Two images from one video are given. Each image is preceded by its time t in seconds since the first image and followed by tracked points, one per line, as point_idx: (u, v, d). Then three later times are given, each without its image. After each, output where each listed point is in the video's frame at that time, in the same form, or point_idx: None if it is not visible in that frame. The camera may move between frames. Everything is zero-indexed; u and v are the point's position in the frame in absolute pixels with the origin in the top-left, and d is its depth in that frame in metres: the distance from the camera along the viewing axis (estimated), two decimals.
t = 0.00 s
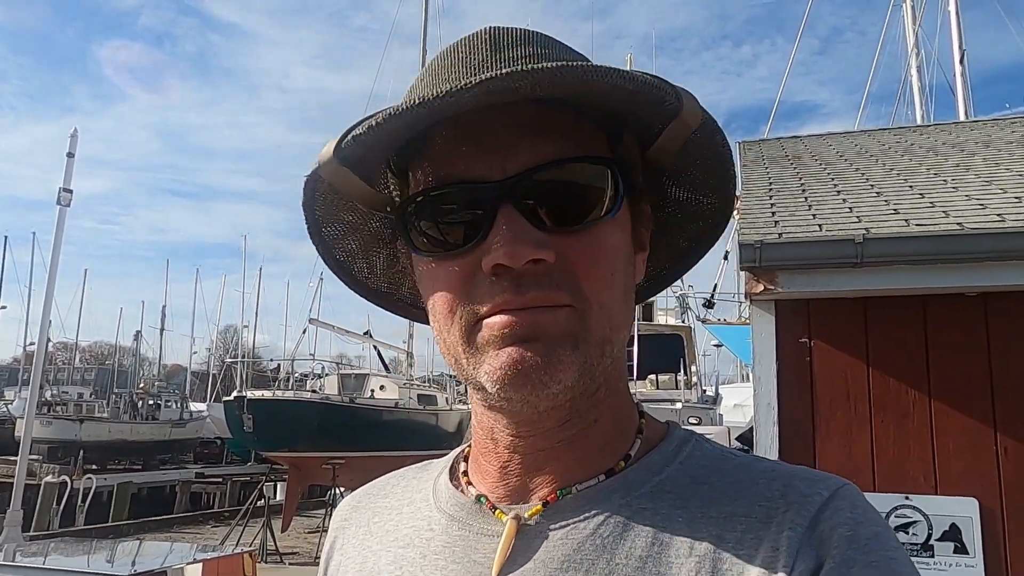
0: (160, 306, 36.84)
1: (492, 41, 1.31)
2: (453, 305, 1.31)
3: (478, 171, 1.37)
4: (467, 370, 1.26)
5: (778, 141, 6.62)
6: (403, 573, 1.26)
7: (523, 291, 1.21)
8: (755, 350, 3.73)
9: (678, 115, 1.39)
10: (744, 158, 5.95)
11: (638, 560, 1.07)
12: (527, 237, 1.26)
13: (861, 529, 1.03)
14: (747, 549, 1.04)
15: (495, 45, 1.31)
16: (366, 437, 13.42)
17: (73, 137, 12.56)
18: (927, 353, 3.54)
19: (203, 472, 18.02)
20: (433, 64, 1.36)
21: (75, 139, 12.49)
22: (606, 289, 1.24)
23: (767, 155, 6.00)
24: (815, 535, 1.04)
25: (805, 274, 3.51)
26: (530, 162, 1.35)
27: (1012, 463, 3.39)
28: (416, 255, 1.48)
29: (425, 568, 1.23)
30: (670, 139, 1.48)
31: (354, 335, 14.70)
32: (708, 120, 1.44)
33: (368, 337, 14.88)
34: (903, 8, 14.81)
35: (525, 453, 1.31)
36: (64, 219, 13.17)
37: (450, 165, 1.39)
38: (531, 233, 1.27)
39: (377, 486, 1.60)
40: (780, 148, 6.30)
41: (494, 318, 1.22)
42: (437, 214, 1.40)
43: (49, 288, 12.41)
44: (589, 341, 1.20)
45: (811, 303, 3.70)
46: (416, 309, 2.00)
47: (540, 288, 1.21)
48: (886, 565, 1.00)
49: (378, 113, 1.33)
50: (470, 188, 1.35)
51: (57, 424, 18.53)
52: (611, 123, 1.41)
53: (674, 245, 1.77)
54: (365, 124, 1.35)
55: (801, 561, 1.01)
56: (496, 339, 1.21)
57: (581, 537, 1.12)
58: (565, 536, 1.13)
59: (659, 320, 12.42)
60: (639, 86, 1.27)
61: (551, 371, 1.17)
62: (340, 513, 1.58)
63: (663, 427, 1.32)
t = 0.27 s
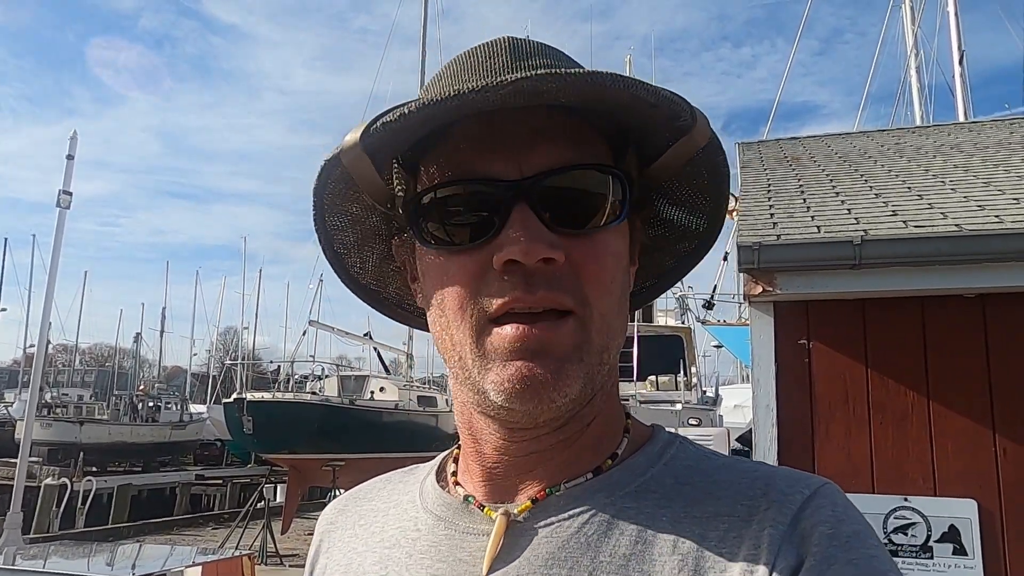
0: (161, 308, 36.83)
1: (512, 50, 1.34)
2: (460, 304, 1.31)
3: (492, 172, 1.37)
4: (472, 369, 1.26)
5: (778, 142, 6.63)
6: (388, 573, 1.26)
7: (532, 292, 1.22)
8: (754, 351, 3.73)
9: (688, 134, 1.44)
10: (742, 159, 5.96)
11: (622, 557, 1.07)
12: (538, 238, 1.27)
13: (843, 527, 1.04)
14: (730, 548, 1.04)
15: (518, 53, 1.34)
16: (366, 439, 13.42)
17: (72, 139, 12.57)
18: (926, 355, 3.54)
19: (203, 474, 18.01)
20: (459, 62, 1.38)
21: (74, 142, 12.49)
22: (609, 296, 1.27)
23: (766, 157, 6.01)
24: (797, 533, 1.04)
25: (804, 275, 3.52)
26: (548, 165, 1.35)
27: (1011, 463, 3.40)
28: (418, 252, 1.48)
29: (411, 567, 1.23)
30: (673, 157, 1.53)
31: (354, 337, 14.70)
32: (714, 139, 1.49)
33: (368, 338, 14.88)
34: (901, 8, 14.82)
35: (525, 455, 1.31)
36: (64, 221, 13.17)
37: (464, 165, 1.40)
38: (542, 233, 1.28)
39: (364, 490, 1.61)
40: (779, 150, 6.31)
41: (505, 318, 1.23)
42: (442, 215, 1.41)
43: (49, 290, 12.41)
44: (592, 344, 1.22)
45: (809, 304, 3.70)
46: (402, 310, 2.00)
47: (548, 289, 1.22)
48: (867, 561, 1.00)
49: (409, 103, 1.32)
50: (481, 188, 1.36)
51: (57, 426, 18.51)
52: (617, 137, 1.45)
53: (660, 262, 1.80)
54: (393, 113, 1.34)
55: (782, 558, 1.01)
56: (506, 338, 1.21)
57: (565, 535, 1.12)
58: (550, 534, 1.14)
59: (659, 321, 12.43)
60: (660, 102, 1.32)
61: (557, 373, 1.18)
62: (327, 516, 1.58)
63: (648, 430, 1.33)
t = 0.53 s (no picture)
0: (160, 309, 36.83)
1: (512, 59, 1.35)
2: (456, 307, 1.31)
3: (491, 177, 1.38)
4: (468, 372, 1.26)
5: (776, 143, 6.64)
6: (379, 572, 1.27)
7: (531, 295, 1.22)
8: (752, 352, 3.74)
9: (685, 143, 1.46)
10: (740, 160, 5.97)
11: (613, 556, 1.07)
12: (537, 242, 1.28)
13: (832, 525, 1.04)
14: (721, 547, 1.05)
15: (520, 61, 1.36)
16: (365, 440, 13.42)
17: (71, 141, 12.56)
18: (924, 356, 3.55)
19: (203, 476, 18.01)
20: (460, 68, 1.39)
21: (73, 143, 12.49)
22: (604, 301, 1.27)
23: (764, 158, 6.03)
24: (787, 532, 1.04)
25: (801, 277, 3.52)
26: (549, 170, 1.36)
27: (1009, 464, 3.40)
28: (416, 254, 1.47)
29: (402, 566, 1.24)
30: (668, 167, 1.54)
31: (353, 338, 14.70)
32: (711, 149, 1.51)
33: (367, 339, 14.88)
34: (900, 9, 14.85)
35: (519, 458, 1.30)
36: (63, 223, 13.16)
37: (462, 170, 1.40)
38: (540, 237, 1.28)
39: (355, 489, 1.61)
40: (778, 150, 6.33)
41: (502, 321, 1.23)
42: (440, 221, 1.41)
43: (49, 292, 12.40)
44: (588, 348, 1.23)
45: (807, 305, 3.71)
46: (395, 314, 2.00)
47: (545, 293, 1.22)
48: (856, 559, 1.00)
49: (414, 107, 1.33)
50: (479, 192, 1.36)
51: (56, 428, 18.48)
52: (614, 145, 1.46)
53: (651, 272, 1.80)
54: (398, 116, 1.34)
55: (772, 556, 1.02)
56: (503, 339, 1.21)
57: (557, 534, 1.13)
58: (541, 533, 1.14)
59: (658, 321, 12.45)
60: (658, 112, 1.34)
61: (554, 375, 1.19)
62: (317, 515, 1.59)
63: (640, 432, 1.33)
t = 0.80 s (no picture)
0: (160, 310, 36.82)
1: (522, 50, 1.39)
2: (457, 291, 1.30)
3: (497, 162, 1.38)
4: (470, 354, 1.25)
5: (774, 144, 6.65)
6: (372, 567, 1.27)
7: (535, 278, 1.23)
8: (750, 351, 3.75)
9: (687, 137, 1.49)
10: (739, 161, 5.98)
11: (605, 551, 1.07)
12: (541, 227, 1.28)
13: (824, 523, 1.05)
14: (714, 543, 1.05)
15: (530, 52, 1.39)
16: (364, 441, 13.42)
17: (70, 142, 12.57)
18: (921, 356, 3.55)
19: (202, 477, 18.01)
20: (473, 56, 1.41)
21: (72, 145, 12.49)
22: (604, 291, 1.28)
23: (762, 158, 6.03)
24: (780, 529, 1.05)
25: (799, 277, 3.52)
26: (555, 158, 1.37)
27: (1006, 463, 3.41)
28: (418, 242, 1.47)
29: (395, 560, 1.24)
30: (668, 165, 1.56)
31: (352, 339, 14.71)
32: (710, 146, 1.54)
33: (367, 340, 14.88)
34: (898, 9, 14.86)
35: (518, 445, 1.30)
36: (62, 224, 13.16)
37: (467, 156, 1.41)
38: (545, 221, 1.29)
39: (348, 486, 1.61)
40: (776, 151, 6.34)
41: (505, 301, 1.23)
42: (442, 211, 1.40)
43: (48, 293, 12.39)
44: (589, 334, 1.24)
45: (804, 305, 3.72)
46: (390, 316, 1.99)
47: (550, 277, 1.23)
48: (849, 557, 1.01)
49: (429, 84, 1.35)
50: (484, 180, 1.36)
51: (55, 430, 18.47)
52: (616, 138, 1.49)
53: (646, 279, 1.79)
54: (413, 93, 1.37)
55: (766, 552, 1.02)
56: (506, 319, 1.21)
57: (550, 529, 1.13)
58: (533, 528, 1.14)
59: (657, 322, 12.46)
60: (664, 101, 1.39)
61: (556, 355, 1.19)
62: (310, 512, 1.59)
63: (634, 430, 1.34)
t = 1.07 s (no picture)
0: (160, 312, 36.82)
1: (526, 65, 1.38)
2: (456, 300, 1.31)
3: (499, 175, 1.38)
4: (467, 361, 1.26)
5: (772, 145, 6.66)
6: None
7: (534, 289, 1.23)
8: (750, 353, 3.75)
9: (689, 153, 1.49)
10: (737, 162, 5.99)
11: (606, 562, 1.07)
12: (541, 237, 1.29)
13: (825, 534, 1.05)
14: (715, 553, 1.05)
15: (534, 67, 1.38)
16: (364, 443, 13.42)
17: (70, 144, 12.58)
18: (921, 358, 3.56)
19: (202, 479, 18.01)
20: (478, 70, 1.41)
21: (71, 147, 12.50)
22: (604, 303, 1.29)
23: (761, 160, 6.04)
24: (780, 539, 1.05)
25: (798, 279, 3.52)
26: (557, 173, 1.37)
27: (1006, 465, 3.41)
28: (419, 252, 1.47)
29: (397, 571, 1.24)
30: (669, 178, 1.56)
31: (352, 341, 14.71)
32: (713, 159, 1.54)
33: (367, 342, 14.89)
34: (897, 10, 14.88)
35: (516, 454, 1.31)
36: (62, 226, 13.16)
37: (470, 169, 1.41)
38: (545, 232, 1.29)
39: (352, 496, 1.62)
40: (775, 152, 6.34)
41: (502, 309, 1.23)
42: (445, 222, 1.40)
43: (47, 295, 12.39)
44: (587, 343, 1.24)
45: (804, 307, 3.72)
46: (392, 323, 2.00)
47: (549, 287, 1.23)
48: (849, 569, 1.01)
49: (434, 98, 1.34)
50: (485, 194, 1.36)
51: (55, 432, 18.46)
52: (618, 152, 1.49)
53: (646, 287, 1.80)
54: (416, 107, 1.36)
55: (766, 563, 1.02)
56: (504, 327, 1.21)
57: (551, 540, 1.13)
58: (535, 538, 1.14)
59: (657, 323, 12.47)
60: (668, 118, 1.38)
61: (553, 365, 1.19)
62: (313, 522, 1.59)
63: (635, 440, 1.34)
